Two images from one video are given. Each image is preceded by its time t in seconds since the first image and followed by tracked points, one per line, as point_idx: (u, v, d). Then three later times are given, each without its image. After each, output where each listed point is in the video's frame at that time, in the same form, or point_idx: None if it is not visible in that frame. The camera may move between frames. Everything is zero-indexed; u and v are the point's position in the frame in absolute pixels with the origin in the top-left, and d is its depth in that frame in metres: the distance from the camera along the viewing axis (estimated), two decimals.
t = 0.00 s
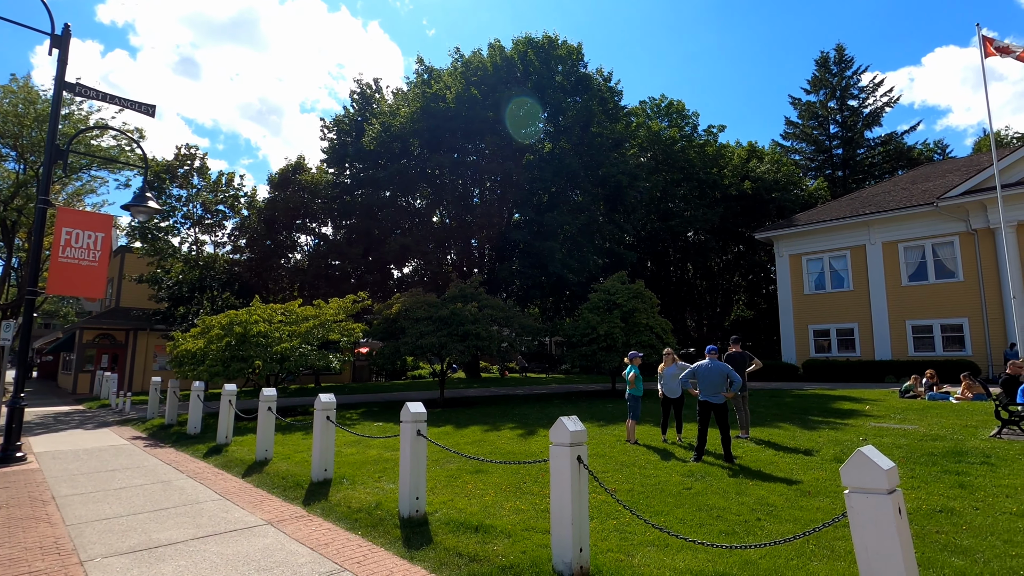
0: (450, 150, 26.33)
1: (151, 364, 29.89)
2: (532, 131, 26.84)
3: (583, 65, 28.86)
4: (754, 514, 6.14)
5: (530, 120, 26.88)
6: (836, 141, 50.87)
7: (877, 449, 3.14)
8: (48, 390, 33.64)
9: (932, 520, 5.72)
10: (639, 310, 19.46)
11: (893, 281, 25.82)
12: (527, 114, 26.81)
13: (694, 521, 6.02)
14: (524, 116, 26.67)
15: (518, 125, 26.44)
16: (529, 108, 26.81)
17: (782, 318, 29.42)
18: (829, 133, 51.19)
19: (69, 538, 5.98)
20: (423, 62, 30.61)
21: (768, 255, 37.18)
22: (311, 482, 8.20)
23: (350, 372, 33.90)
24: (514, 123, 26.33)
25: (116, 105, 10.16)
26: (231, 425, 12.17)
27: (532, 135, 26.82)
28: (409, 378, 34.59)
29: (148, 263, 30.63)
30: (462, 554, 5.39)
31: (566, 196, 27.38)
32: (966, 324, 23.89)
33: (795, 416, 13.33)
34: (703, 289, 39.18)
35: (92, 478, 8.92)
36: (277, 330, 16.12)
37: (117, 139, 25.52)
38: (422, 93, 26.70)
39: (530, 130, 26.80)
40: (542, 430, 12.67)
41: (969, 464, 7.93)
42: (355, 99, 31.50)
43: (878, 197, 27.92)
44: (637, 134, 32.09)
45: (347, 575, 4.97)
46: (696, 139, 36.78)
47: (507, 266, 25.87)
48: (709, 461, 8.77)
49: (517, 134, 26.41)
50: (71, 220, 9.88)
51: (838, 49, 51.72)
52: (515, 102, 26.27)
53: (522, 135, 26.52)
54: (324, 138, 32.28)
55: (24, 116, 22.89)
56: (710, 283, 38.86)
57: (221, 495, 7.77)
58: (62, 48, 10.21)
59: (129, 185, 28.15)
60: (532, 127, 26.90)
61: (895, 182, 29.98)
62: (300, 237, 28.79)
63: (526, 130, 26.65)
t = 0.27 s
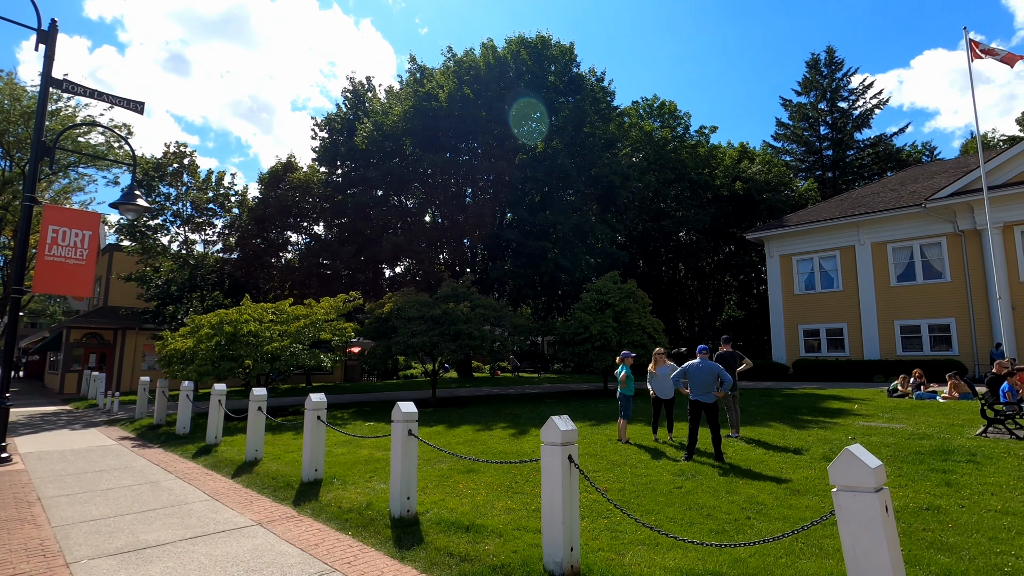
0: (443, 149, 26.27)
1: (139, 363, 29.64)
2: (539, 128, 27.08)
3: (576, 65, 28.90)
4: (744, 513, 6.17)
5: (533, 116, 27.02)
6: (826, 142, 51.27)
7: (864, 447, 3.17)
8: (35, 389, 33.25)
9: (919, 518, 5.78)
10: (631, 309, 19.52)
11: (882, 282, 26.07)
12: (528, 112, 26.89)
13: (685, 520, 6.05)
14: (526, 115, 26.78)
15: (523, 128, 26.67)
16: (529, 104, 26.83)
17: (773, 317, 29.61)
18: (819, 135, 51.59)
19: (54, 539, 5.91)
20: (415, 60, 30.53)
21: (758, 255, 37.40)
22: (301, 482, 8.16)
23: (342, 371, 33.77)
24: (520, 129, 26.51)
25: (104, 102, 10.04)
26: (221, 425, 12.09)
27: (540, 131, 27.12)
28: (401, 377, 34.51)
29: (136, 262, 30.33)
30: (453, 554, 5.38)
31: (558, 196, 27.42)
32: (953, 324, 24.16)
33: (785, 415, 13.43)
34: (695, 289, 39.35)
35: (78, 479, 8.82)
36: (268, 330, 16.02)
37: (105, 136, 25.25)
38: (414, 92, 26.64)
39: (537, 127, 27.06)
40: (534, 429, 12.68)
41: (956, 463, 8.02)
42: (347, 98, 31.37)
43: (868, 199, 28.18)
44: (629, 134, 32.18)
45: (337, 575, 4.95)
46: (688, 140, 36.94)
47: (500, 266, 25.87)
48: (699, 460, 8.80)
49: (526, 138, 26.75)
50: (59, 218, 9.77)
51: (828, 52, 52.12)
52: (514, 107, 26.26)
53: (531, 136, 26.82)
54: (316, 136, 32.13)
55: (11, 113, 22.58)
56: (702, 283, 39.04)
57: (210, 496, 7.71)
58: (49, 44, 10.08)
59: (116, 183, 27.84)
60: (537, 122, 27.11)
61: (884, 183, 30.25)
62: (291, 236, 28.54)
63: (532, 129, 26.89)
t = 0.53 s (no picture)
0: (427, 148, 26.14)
1: (115, 363, 29.09)
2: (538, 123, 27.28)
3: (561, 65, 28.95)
4: (724, 510, 6.26)
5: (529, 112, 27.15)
6: (805, 145, 52.10)
7: (839, 445, 3.24)
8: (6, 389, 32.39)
9: (893, 514, 5.91)
10: (614, 309, 19.65)
11: (859, 283, 26.59)
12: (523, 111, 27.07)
13: (666, 518, 6.11)
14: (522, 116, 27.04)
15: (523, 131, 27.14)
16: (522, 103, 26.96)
17: (753, 317, 30.00)
18: (799, 137, 52.40)
19: (24, 544, 5.77)
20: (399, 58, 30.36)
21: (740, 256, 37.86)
22: (281, 482, 8.07)
23: (324, 371, 33.47)
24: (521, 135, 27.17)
25: (79, 95, 9.81)
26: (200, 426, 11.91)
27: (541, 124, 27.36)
28: (384, 377, 34.30)
29: (112, 259, 29.72)
30: (435, 554, 5.37)
31: (543, 196, 27.48)
32: (926, 324, 24.72)
33: (764, 414, 13.62)
34: (677, 288, 39.72)
35: (50, 481, 8.61)
36: (248, 328, 15.81)
37: (80, 130, 24.71)
38: (398, 90, 26.49)
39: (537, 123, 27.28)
40: (517, 429, 12.71)
41: (929, 460, 8.21)
42: (331, 94, 31.08)
43: (845, 201, 28.70)
44: (613, 134, 32.35)
45: None
46: (671, 141, 37.26)
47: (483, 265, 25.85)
48: (680, 459, 8.89)
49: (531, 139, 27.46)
50: (29, 212, 8.58)
51: (808, 56, 52.97)
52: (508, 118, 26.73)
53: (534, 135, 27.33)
54: (298, 133, 31.79)
55: None
56: (684, 283, 39.42)
57: (188, 497, 7.59)
58: (21, 34, 9.81)
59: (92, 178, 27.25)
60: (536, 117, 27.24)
61: (862, 185, 30.83)
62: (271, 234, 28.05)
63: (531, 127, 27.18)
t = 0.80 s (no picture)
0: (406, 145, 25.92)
1: (82, 362, 28.39)
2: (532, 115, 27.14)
3: (541, 64, 28.98)
4: (698, 506, 6.35)
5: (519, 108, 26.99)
6: (780, 148, 53.11)
7: (809, 441, 3.31)
8: None
9: (861, 508, 6.07)
10: (592, 308, 19.78)
11: (830, 283, 27.21)
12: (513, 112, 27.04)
13: (642, 515, 6.18)
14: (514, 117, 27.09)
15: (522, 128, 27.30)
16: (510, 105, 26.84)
17: (728, 317, 30.47)
18: (774, 141, 53.38)
19: None
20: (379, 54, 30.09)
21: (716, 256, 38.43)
22: (255, 483, 7.94)
23: (300, 369, 33.04)
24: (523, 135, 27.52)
25: (44, 85, 9.50)
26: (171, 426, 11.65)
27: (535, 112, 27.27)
28: (361, 375, 34.01)
29: (79, 254, 28.87)
30: (412, 553, 5.34)
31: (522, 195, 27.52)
32: (894, 323, 25.40)
33: (739, 411, 13.86)
34: (654, 288, 40.13)
35: (12, 484, 8.32)
36: (222, 327, 15.53)
37: (45, 121, 23.92)
38: (377, 86, 26.25)
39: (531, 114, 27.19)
40: (496, 427, 12.71)
41: (895, 456, 8.45)
42: (308, 90, 30.65)
43: (818, 203, 29.34)
44: (593, 135, 32.54)
45: None
46: (650, 142, 37.62)
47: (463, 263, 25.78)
48: (657, 456, 8.99)
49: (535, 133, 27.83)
50: None
51: (783, 60, 53.99)
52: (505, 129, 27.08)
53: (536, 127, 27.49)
54: (274, 128, 31.29)
55: None
56: (661, 283, 39.85)
57: (158, 499, 7.42)
58: None
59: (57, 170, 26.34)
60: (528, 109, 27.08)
61: (834, 188, 31.54)
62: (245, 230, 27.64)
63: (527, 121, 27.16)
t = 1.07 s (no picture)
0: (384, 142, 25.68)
1: (45, 361, 27.55)
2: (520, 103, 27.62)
3: (521, 63, 28.98)
4: (672, 503, 6.44)
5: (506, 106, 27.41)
6: (755, 151, 54.06)
7: (779, 439, 3.39)
8: None
9: (829, 503, 6.23)
10: (570, 307, 19.88)
11: (802, 284, 27.81)
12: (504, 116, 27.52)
13: (618, 512, 6.23)
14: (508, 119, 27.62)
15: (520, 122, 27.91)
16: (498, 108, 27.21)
17: (703, 316, 30.92)
18: (749, 143, 54.32)
19: None
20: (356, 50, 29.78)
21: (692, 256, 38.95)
22: (227, 484, 7.79)
23: (275, 368, 32.55)
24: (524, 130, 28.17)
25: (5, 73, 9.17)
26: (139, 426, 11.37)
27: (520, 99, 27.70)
28: (337, 374, 33.66)
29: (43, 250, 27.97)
30: (387, 553, 5.31)
31: (501, 194, 27.53)
32: (862, 323, 26.08)
33: (713, 409, 14.10)
34: (632, 287, 40.51)
35: None
36: (193, 325, 15.20)
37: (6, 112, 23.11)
38: (355, 82, 25.98)
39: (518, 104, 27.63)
40: (473, 426, 12.70)
41: (862, 452, 8.69)
42: (284, 84, 30.15)
43: (791, 205, 29.95)
44: (572, 134, 32.69)
45: None
46: (628, 143, 37.94)
47: (441, 262, 25.68)
48: (632, 454, 9.09)
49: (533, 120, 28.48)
50: None
51: (758, 65, 54.96)
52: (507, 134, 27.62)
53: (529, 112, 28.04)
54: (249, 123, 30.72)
55: None
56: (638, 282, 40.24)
57: (125, 502, 7.23)
58: None
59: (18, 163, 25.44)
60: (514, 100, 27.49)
61: (806, 191, 32.22)
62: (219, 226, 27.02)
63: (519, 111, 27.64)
